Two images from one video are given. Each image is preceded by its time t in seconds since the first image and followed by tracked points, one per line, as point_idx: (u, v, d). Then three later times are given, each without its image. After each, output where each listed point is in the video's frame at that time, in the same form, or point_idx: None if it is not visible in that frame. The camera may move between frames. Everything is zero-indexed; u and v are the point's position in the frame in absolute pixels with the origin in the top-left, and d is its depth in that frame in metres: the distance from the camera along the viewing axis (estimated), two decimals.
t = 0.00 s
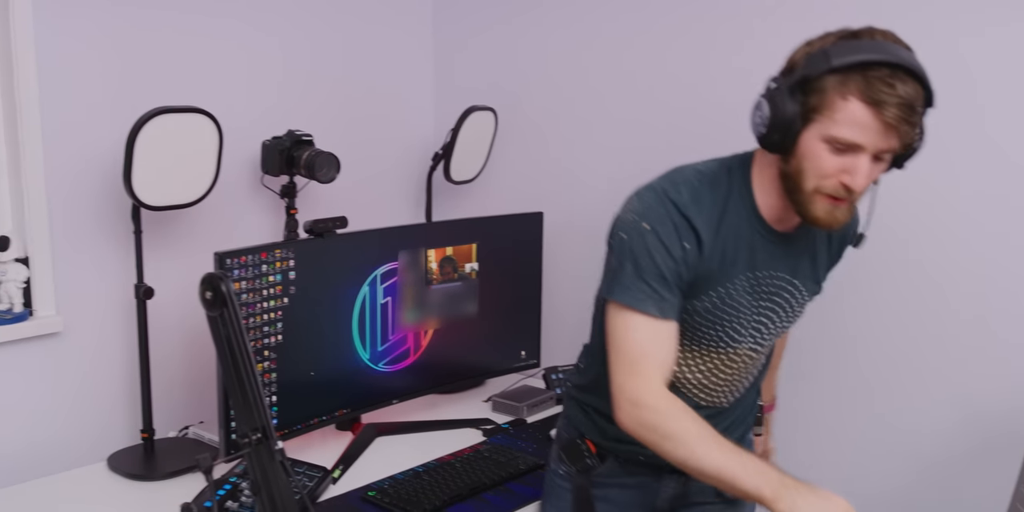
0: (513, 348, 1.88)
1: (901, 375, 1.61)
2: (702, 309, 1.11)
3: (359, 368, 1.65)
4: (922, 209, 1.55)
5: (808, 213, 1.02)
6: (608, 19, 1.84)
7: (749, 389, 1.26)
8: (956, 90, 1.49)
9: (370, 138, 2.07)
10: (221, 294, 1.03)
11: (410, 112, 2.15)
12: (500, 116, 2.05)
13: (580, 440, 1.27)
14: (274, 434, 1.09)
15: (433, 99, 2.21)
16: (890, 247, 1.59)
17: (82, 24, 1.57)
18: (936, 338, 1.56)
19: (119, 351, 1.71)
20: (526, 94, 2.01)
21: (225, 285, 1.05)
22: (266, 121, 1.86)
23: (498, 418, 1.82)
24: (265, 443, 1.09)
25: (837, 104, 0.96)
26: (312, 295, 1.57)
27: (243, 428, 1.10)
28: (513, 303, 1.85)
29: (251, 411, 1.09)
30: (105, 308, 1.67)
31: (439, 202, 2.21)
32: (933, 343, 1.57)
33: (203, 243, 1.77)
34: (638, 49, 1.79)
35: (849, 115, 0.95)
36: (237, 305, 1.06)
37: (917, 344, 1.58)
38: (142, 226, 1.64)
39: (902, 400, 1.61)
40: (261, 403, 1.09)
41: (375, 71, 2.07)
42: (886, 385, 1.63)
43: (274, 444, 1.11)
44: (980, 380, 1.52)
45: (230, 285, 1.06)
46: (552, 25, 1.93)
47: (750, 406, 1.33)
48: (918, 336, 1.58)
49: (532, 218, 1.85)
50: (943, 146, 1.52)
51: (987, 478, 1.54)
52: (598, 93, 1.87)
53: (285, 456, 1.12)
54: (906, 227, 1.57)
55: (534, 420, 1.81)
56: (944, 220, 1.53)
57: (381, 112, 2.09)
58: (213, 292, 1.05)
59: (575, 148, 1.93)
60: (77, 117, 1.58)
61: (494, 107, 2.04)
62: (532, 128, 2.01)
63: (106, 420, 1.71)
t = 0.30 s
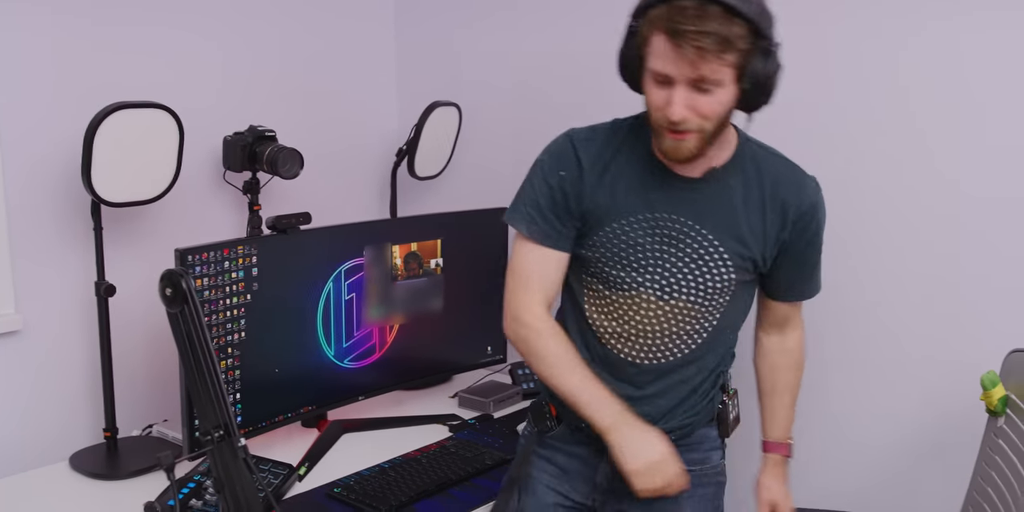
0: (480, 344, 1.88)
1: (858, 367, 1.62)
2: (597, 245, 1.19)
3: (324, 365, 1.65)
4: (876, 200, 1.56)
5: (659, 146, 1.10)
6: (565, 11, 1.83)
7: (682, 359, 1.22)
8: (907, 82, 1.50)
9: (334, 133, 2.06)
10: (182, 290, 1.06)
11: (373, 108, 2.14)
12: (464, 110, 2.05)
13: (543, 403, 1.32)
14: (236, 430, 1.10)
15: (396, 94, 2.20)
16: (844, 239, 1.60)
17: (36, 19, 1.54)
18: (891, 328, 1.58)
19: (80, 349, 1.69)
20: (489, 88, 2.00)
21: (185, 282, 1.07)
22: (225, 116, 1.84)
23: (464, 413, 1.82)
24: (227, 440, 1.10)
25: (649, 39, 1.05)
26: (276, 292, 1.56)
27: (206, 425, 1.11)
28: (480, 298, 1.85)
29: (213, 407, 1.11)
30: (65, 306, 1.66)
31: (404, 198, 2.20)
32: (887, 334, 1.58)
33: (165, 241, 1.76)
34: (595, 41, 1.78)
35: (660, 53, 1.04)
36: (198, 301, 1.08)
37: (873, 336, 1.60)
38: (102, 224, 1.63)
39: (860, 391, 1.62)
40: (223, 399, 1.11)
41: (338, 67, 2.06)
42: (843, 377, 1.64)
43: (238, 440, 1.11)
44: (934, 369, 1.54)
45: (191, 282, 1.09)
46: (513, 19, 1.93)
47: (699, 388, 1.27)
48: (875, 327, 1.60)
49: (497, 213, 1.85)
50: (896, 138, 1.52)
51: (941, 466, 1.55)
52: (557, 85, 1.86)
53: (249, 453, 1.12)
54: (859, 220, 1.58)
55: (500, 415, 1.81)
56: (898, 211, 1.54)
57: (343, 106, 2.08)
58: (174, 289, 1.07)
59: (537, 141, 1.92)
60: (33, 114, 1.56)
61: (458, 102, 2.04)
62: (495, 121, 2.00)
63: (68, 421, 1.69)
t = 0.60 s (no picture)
0: (505, 353, 1.87)
1: (890, 380, 1.56)
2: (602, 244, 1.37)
3: (349, 373, 1.64)
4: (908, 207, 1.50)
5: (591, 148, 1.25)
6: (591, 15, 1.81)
7: (664, 348, 1.27)
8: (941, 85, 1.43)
9: (358, 138, 2.06)
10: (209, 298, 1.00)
11: (399, 114, 2.14)
12: (489, 117, 2.04)
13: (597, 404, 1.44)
14: (264, 438, 1.04)
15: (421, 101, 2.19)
16: (873, 248, 1.55)
17: (65, 27, 1.55)
18: (926, 341, 1.51)
19: (108, 355, 1.70)
20: (516, 93, 1.99)
21: (212, 289, 1.02)
22: (251, 122, 1.84)
23: (489, 421, 1.82)
24: (254, 448, 1.05)
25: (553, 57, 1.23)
26: (302, 300, 1.56)
27: (233, 432, 1.06)
28: (505, 304, 1.85)
29: (240, 414, 1.05)
30: (95, 313, 1.67)
31: (430, 207, 2.21)
32: (922, 346, 1.52)
33: (192, 248, 1.77)
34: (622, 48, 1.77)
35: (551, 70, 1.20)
36: (224, 307, 1.03)
37: (906, 348, 1.53)
38: (131, 231, 1.64)
39: (894, 406, 1.56)
40: (250, 406, 1.05)
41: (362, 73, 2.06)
42: (874, 390, 1.58)
43: (265, 448, 1.06)
44: (970, 384, 1.47)
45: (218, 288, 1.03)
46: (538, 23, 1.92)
47: (692, 386, 1.26)
48: (907, 339, 1.53)
49: (522, 221, 1.83)
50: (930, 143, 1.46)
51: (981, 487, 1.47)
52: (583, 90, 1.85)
53: (275, 461, 1.06)
54: (891, 229, 1.52)
55: (525, 424, 1.80)
56: (932, 219, 1.47)
57: (368, 111, 2.08)
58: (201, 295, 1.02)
59: (563, 147, 1.91)
60: (64, 121, 1.57)
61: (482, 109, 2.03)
62: (520, 127, 1.99)
63: (96, 425, 1.70)
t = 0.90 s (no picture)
0: (544, 355, 1.88)
1: (939, 383, 1.54)
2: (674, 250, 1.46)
3: (389, 372, 1.64)
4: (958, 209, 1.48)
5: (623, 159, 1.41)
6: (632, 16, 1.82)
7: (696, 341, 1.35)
8: (991, 87, 1.43)
9: (398, 138, 2.09)
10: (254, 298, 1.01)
11: (439, 115, 2.19)
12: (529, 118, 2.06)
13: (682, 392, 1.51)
14: (305, 437, 1.05)
15: (463, 102, 2.24)
16: (922, 250, 1.53)
17: (117, 25, 1.58)
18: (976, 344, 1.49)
19: (151, 350, 1.72)
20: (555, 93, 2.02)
21: (257, 288, 1.02)
22: (294, 120, 1.88)
23: (528, 423, 1.82)
24: (296, 446, 1.06)
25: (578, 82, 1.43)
26: (343, 299, 1.55)
27: (275, 431, 1.07)
28: (544, 304, 1.86)
29: (283, 412, 1.06)
30: (139, 309, 1.68)
31: (471, 207, 2.27)
32: (971, 349, 1.50)
33: (236, 246, 1.79)
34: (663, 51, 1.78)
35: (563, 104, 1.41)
36: (269, 307, 1.03)
37: (955, 352, 1.51)
38: (175, 228, 1.64)
39: (940, 411, 1.54)
40: (292, 405, 1.06)
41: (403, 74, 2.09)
42: (922, 392, 1.56)
43: (308, 447, 1.07)
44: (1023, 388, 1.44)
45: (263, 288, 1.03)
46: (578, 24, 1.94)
47: (720, 382, 1.32)
48: (954, 342, 1.51)
49: (563, 222, 1.86)
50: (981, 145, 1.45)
51: None
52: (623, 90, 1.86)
53: (318, 460, 1.07)
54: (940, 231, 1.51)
55: (564, 426, 1.80)
56: (982, 220, 1.46)
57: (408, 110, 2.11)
58: (246, 295, 1.02)
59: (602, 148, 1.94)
60: (113, 116, 1.59)
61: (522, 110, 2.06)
62: (559, 129, 2.02)
63: (139, 418, 1.72)
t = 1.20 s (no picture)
0: (559, 354, 1.89)
1: (956, 385, 1.53)
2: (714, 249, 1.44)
3: (404, 370, 1.64)
4: (976, 208, 1.48)
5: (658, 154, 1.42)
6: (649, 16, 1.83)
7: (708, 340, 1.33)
8: (1008, 86, 1.42)
9: (414, 137, 2.11)
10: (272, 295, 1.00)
11: (456, 114, 2.21)
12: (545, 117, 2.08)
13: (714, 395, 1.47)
14: (322, 434, 1.03)
15: (479, 102, 2.26)
16: (939, 250, 1.53)
17: (136, 22, 1.59)
18: (994, 345, 1.48)
19: (168, 347, 1.72)
20: (572, 93, 2.03)
21: (275, 285, 1.01)
22: (312, 118, 1.89)
23: (543, 422, 1.82)
24: (313, 444, 1.03)
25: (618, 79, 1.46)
26: (359, 297, 1.54)
27: (291, 429, 1.05)
28: (559, 303, 1.86)
29: (299, 410, 1.03)
30: (156, 306, 1.69)
31: (486, 205, 2.28)
32: (989, 351, 1.49)
33: (253, 244, 1.80)
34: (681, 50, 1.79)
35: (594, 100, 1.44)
36: (287, 303, 1.02)
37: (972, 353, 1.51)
38: (192, 226, 1.65)
39: (954, 413, 1.54)
40: (308, 401, 1.03)
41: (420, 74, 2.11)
42: (939, 394, 1.55)
43: (324, 445, 1.04)
44: None
45: (281, 285, 1.02)
46: (594, 24, 1.95)
47: (725, 383, 1.30)
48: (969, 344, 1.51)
49: (579, 221, 1.87)
50: (1000, 145, 1.44)
51: None
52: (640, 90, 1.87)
53: (335, 458, 1.04)
54: (958, 231, 1.50)
55: (578, 425, 1.80)
56: (1001, 221, 1.45)
57: (423, 110, 2.12)
58: (264, 293, 1.01)
59: (618, 149, 1.95)
60: (131, 114, 1.59)
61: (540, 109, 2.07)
62: (576, 128, 2.03)
63: (155, 415, 1.72)
